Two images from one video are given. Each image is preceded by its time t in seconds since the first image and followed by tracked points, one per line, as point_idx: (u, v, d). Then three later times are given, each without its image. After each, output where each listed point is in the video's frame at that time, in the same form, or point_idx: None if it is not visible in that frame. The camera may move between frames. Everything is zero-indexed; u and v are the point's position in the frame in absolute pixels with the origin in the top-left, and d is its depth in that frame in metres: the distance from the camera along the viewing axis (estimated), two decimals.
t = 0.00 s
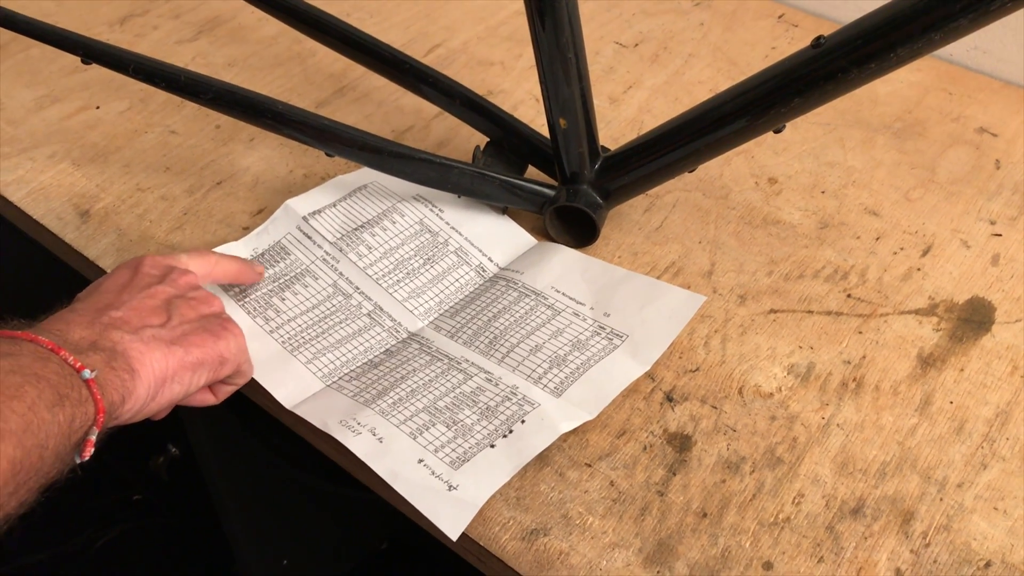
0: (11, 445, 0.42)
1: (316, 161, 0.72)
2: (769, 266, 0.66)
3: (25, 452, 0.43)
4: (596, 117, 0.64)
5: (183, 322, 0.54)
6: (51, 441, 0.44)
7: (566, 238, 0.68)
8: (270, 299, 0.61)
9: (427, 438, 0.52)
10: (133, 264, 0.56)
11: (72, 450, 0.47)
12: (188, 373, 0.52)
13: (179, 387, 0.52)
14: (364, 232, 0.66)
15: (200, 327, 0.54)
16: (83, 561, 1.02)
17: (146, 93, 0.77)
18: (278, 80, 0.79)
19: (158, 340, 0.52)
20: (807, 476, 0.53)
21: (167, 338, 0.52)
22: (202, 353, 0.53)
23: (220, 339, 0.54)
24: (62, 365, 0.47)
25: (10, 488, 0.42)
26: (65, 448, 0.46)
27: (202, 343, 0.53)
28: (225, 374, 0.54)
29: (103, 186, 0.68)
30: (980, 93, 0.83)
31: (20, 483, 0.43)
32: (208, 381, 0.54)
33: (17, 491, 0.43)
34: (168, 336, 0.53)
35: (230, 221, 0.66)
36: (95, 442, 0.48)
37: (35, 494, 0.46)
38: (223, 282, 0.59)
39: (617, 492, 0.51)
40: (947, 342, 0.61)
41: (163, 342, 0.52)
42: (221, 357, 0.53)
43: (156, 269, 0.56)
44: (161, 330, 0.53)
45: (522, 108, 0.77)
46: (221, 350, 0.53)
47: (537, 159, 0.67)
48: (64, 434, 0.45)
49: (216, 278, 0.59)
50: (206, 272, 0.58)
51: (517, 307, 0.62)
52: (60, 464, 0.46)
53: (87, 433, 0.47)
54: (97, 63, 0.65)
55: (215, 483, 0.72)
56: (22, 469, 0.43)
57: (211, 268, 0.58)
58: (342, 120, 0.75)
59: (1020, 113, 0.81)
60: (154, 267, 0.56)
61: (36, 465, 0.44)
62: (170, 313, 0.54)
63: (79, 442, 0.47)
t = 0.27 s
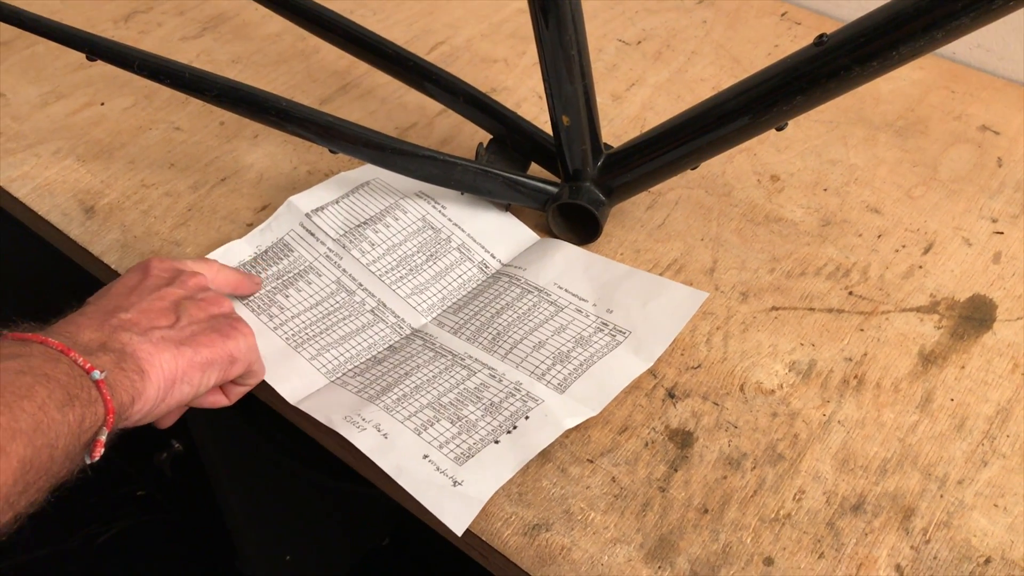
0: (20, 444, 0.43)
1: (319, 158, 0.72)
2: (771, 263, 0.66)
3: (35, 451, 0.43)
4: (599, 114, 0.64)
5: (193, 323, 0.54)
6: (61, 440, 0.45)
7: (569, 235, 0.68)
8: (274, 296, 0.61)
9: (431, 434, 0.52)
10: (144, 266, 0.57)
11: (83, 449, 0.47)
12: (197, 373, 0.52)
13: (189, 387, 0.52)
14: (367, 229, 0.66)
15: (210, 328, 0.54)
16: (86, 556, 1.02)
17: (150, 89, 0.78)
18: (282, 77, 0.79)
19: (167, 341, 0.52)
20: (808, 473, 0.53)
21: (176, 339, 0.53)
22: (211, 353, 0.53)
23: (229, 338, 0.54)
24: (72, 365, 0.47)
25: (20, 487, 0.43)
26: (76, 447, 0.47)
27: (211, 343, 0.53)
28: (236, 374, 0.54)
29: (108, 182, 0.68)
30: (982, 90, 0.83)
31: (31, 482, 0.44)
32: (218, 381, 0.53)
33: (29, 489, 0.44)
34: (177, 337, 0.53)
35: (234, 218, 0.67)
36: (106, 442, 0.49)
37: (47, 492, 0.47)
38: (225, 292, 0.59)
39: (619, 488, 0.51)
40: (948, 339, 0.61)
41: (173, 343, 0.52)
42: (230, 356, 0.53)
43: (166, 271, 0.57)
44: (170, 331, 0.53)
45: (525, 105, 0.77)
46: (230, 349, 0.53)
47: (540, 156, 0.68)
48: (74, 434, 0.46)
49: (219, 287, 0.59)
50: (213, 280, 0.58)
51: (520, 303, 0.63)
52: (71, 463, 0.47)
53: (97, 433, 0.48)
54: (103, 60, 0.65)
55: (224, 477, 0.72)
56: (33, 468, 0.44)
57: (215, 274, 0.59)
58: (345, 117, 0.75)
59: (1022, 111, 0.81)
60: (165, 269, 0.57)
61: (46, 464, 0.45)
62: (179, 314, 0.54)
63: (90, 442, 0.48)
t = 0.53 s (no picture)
0: (28, 435, 0.43)
1: (323, 156, 0.73)
2: (773, 262, 0.67)
3: (42, 442, 0.44)
4: (602, 113, 0.64)
5: (199, 319, 0.54)
6: (68, 432, 0.45)
7: (572, 232, 0.68)
8: (277, 293, 0.62)
9: (435, 429, 0.53)
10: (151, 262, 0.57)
11: (89, 441, 0.48)
12: (202, 368, 0.52)
13: (192, 382, 0.52)
14: (370, 227, 0.66)
15: (216, 324, 0.55)
16: (89, 553, 1.02)
17: (155, 87, 0.78)
18: (286, 74, 0.80)
19: (174, 335, 0.53)
20: (810, 470, 0.53)
21: (182, 334, 0.53)
22: (217, 348, 0.53)
23: (236, 335, 0.54)
24: (79, 357, 0.48)
25: (28, 478, 0.43)
26: (82, 439, 0.47)
27: (217, 339, 0.53)
28: (239, 372, 0.54)
29: (113, 179, 0.69)
30: (985, 90, 0.83)
31: (38, 473, 0.44)
32: (222, 378, 0.54)
33: (37, 481, 0.44)
34: (184, 331, 0.53)
35: (238, 215, 0.67)
36: (111, 434, 0.49)
37: (54, 485, 0.47)
38: (231, 289, 0.59)
39: (621, 485, 0.52)
40: (950, 338, 0.61)
41: (179, 338, 0.53)
42: (235, 353, 0.54)
43: (174, 268, 0.57)
44: (177, 326, 0.53)
45: (528, 104, 0.77)
46: (236, 347, 0.54)
47: (543, 154, 0.68)
48: (81, 425, 0.46)
49: (224, 285, 0.59)
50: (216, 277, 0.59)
51: (523, 299, 0.63)
52: (77, 455, 0.47)
53: (104, 425, 0.48)
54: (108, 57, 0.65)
55: (224, 478, 0.73)
56: (40, 459, 0.44)
57: (220, 272, 0.59)
58: (349, 114, 0.75)
59: None
60: (172, 266, 0.57)
61: (54, 456, 0.45)
62: (186, 310, 0.54)
63: (96, 434, 0.48)
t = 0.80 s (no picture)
0: (17, 445, 0.43)
1: (324, 153, 0.73)
2: (774, 259, 0.67)
3: (31, 452, 0.43)
4: (603, 110, 0.64)
5: (196, 327, 0.54)
6: (59, 442, 0.45)
7: (573, 229, 0.68)
8: (278, 290, 0.62)
9: (438, 425, 0.53)
10: (149, 264, 0.57)
11: (80, 450, 0.48)
12: (197, 380, 0.53)
13: (187, 392, 0.53)
14: (370, 224, 0.67)
15: (213, 333, 0.55)
16: (90, 549, 1.03)
17: (157, 84, 0.78)
18: (287, 71, 0.80)
19: (171, 345, 0.53)
20: (809, 467, 0.53)
21: (178, 344, 0.53)
22: (213, 360, 0.53)
23: (232, 345, 0.54)
24: (74, 366, 0.48)
25: (15, 488, 0.43)
26: (73, 449, 0.47)
27: (213, 350, 0.54)
28: (234, 381, 0.55)
29: (114, 176, 0.69)
30: (987, 88, 0.83)
31: (25, 483, 0.44)
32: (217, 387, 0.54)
33: (24, 490, 0.44)
34: (180, 341, 0.53)
35: (239, 211, 0.67)
36: (103, 444, 0.49)
37: (43, 492, 0.47)
38: (232, 292, 0.60)
39: (621, 481, 0.52)
40: (950, 335, 0.61)
41: (175, 348, 0.53)
42: (231, 364, 0.54)
43: (172, 271, 0.57)
44: (173, 336, 0.53)
45: (529, 101, 0.77)
46: (232, 358, 0.54)
47: (544, 151, 0.68)
48: (72, 435, 0.46)
49: (225, 288, 0.59)
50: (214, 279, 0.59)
51: (524, 295, 0.63)
52: (67, 465, 0.47)
53: (95, 435, 0.48)
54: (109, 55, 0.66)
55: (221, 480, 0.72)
56: (28, 469, 0.44)
57: (222, 276, 0.59)
58: (350, 111, 0.75)
59: None
60: (170, 270, 0.57)
61: (43, 465, 0.45)
62: (183, 319, 0.54)
63: (88, 443, 0.48)
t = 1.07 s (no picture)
0: (29, 452, 0.43)
1: (327, 153, 0.73)
2: (773, 259, 0.67)
3: (42, 460, 0.43)
4: (604, 110, 0.64)
5: (211, 338, 0.55)
6: (70, 449, 0.45)
7: (573, 229, 0.69)
8: (280, 290, 0.62)
9: (439, 423, 0.53)
10: (175, 265, 0.58)
11: (89, 456, 0.48)
12: (204, 392, 0.53)
13: (192, 403, 0.53)
14: (372, 224, 0.67)
15: (227, 345, 0.55)
16: (93, 547, 1.03)
17: (160, 84, 0.79)
18: (289, 71, 0.80)
19: (184, 355, 0.53)
20: (808, 466, 0.54)
21: (192, 354, 0.53)
22: (223, 373, 0.54)
23: (244, 359, 0.55)
24: (89, 372, 0.48)
25: (25, 494, 0.43)
26: (82, 455, 0.47)
27: (225, 363, 0.54)
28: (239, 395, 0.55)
29: (118, 175, 0.69)
30: (987, 89, 0.83)
31: (35, 489, 0.44)
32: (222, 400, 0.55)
33: (33, 496, 0.44)
34: (194, 352, 0.54)
35: (242, 211, 0.68)
36: (111, 450, 0.49)
37: (50, 496, 0.47)
38: (246, 287, 0.60)
39: (620, 480, 0.52)
40: (949, 335, 0.62)
41: (189, 359, 0.53)
42: (239, 379, 0.54)
43: (196, 277, 0.58)
44: (188, 346, 0.54)
45: (530, 101, 0.77)
46: (241, 373, 0.54)
47: (544, 152, 0.68)
48: (83, 441, 0.46)
49: (243, 284, 0.60)
50: (234, 275, 0.59)
51: (525, 294, 0.63)
52: (75, 470, 0.47)
53: (105, 441, 0.48)
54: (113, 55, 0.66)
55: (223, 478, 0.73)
56: (39, 475, 0.44)
57: (238, 273, 0.60)
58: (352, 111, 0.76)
59: None
60: (195, 275, 0.58)
61: (53, 471, 0.45)
62: (199, 329, 0.55)
63: (96, 449, 0.48)
